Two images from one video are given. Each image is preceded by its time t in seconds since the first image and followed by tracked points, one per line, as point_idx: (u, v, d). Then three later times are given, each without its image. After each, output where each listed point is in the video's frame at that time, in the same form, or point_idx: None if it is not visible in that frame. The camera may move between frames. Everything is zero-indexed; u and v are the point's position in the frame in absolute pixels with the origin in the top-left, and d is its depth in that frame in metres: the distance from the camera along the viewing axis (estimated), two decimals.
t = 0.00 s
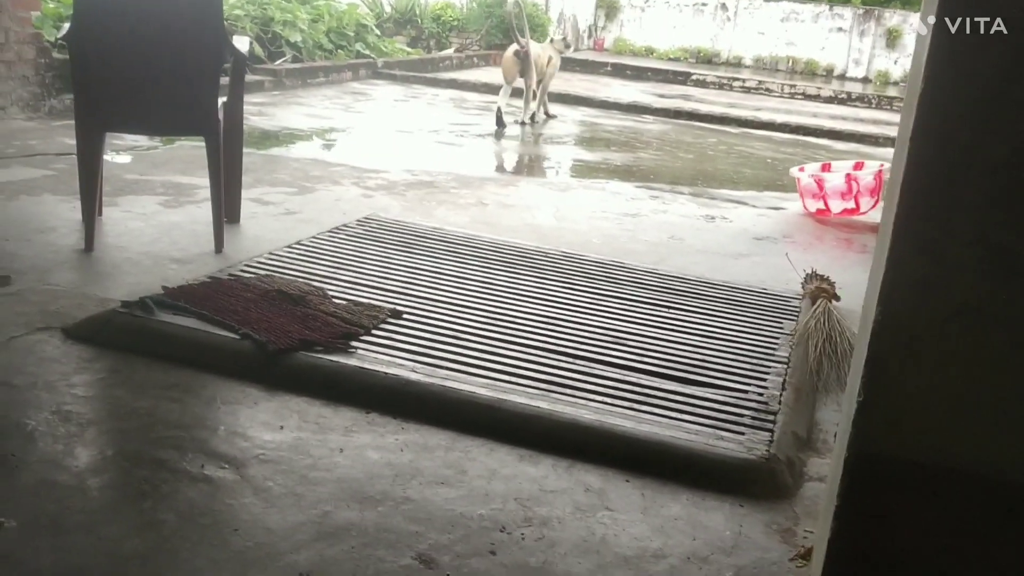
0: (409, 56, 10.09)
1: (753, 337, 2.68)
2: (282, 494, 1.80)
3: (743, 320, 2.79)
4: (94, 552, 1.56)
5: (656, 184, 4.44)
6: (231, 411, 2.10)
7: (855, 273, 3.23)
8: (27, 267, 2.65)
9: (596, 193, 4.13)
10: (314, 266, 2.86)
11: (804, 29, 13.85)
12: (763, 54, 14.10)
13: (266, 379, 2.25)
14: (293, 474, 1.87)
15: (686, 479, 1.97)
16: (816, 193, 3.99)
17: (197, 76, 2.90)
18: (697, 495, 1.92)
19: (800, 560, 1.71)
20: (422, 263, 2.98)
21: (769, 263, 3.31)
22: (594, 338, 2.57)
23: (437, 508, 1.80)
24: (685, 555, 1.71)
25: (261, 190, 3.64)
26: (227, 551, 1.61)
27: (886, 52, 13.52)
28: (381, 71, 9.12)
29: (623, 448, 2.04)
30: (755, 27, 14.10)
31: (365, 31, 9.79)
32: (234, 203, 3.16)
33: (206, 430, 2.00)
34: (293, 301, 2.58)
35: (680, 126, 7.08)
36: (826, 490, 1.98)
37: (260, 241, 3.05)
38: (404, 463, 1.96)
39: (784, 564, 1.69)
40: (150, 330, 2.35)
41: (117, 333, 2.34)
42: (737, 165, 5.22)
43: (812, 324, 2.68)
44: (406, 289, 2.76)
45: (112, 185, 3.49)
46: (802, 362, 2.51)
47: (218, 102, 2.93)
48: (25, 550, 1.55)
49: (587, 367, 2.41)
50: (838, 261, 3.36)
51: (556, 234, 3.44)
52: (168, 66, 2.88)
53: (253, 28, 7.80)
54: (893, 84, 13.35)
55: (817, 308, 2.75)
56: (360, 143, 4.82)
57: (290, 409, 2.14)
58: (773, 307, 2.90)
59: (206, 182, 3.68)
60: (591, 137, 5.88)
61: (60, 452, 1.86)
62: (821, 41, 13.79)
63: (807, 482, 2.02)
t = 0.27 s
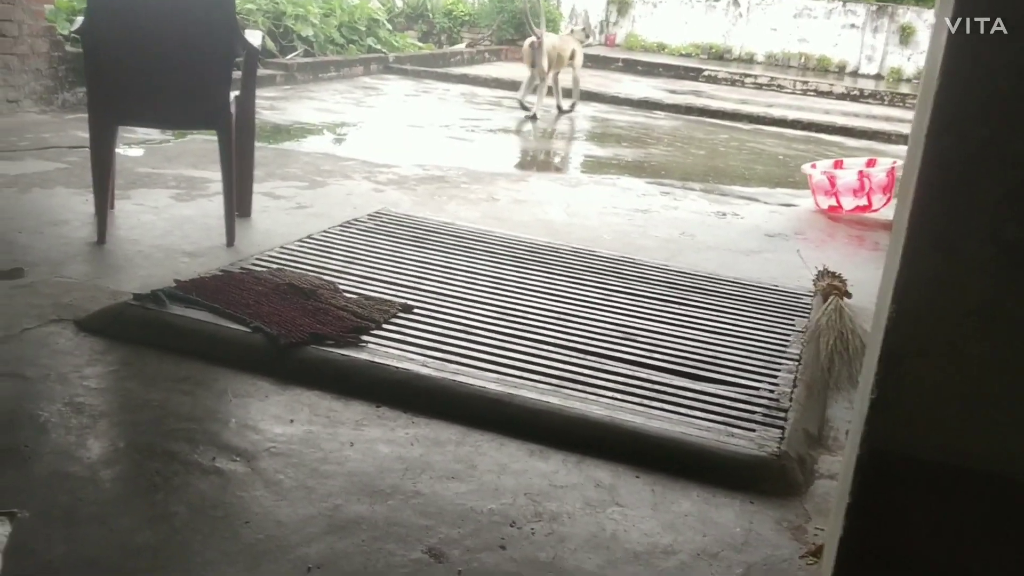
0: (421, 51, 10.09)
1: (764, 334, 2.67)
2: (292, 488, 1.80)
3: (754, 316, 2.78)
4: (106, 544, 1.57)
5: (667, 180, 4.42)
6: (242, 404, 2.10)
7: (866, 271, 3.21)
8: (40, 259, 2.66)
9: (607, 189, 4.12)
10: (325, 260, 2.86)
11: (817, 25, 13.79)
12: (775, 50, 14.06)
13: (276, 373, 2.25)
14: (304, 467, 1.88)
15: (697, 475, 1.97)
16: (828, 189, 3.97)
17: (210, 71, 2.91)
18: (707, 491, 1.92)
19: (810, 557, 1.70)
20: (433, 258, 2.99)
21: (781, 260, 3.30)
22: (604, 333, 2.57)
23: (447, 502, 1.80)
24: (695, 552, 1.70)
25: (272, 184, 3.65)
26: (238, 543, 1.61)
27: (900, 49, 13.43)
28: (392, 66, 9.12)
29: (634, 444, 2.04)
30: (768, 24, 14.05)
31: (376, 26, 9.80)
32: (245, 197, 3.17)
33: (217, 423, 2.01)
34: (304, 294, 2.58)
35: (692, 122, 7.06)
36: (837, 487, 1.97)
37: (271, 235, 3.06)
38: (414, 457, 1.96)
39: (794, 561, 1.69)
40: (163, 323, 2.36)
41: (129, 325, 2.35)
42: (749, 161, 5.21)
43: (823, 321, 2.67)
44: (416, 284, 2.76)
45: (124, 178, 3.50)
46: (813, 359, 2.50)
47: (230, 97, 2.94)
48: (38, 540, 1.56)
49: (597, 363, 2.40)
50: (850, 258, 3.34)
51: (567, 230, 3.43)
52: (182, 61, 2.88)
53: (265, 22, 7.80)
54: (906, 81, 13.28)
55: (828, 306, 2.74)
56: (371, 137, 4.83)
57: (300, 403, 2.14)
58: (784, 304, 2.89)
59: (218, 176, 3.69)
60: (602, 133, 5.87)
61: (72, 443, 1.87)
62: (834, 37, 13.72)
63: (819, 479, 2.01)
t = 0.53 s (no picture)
0: (435, 46, 10.08)
1: (780, 333, 2.65)
2: (308, 483, 1.80)
3: (770, 315, 2.77)
4: (122, 537, 1.57)
5: (682, 177, 4.40)
6: (257, 399, 2.10)
7: (883, 270, 3.19)
8: (57, 252, 2.67)
9: (622, 186, 4.11)
10: (339, 256, 2.86)
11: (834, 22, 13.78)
12: (791, 47, 14.03)
13: (291, 368, 2.25)
14: (319, 463, 1.87)
15: (712, 475, 1.96)
16: (845, 188, 3.95)
17: (227, 65, 2.90)
18: (722, 491, 1.91)
19: (826, 559, 1.69)
20: (447, 254, 2.98)
21: (796, 259, 3.28)
22: (619, 331, 2.56)
23: (462, 499, 1.80)
24: (710, 552, 1.69)
25: (287, 178, 3.65)
26: (253, 538, 1.61)
27: (917, 46, 13.34)
28: (407, 61, 9.12)
29: (649, 443, 2.03)
30: (784, 20, 14.00)
31: (391, 21, 9.79)
32: (261, 191, 3.17)
33: (232, 418, 2.01)
34: (319, 290, 2.57)
35: (707, 119, 7.04)
36: (854, 488, 1.95)
37: (286, 230, 3.06)
38: (429, 453, 1.95)
39: (810, 562, 1.68)
40: (178, 317, 2.36)
41: (145, 318, 2.35)
42: (764, 159, 5.18)
43: (839, 321, 2.65)
44: (430, 280, 2.75)
45: (140, 172, 3.50)
46: (829, 359, 2.49)
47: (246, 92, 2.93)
48: (53, 532, 1.56)
49: (612, 361, 2.39)
50: (866, 257, 3.32)
51: (582, 227, 3.42)
52: (198, 55, 2.88)
53: (281, 17, 7.78)
54: (922, 79, 13.20)
55: (845, 305, 2.72)
56: (386, 133, 4.82)
57: (315, 398, 2.14)
58: (800, 303, 2.87)
59: (233, 170, 3.69)
60: (617, 129, 5.85)
61: (89, 436, 1.87)
62: (850, 34, 13.68)
63: (835, 480, 2.00)
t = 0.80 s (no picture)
0: (448, 43, 10.08)
1: (792, 332, 2.63)
2: (316, 478, 1.80)
3: (781, 314, 2.75)
4: (130, 531, 1.57)
5: (694, 175, 4.38)
6: (266, 394, 2.10)
7: (896, 269, 3.17)
8: (69, 246, 2.68)
9: (633, 183, 4.10)
10: (351, 251, 2.86)
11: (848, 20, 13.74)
12: (804, 45, 14.00)
13: (301, 363, 2.25)
14: (328, 458, 1.87)
15: (722, 473, 1.94)
16: (858, 186, 3.93)
17: (239, 61, 2.90)
18: (732, 490, 1.90)
19: (837, 558, 1.67)
20: (458, 251, 2.97)
21: (808, 257, 3.26)
22: (629, 328, 2.55)
23: (471, 496, 1.79)
24: (720, 551, 1.68)
25: (298, 174, 3.65)
26: (261, 533, 1.60)
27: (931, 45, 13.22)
28: (419, 58, 9.13)
29: (660, 441, 2.02)
30: (797, 18, 13.96)
31: (403, 17, 9.81)
32: (272, 187, 3.17)
33: (242, 412, 2.01)
34: (330, 285, 2.57)
35: (719, 116, 7.02)
36: (865, 488, 1.94)
37: (297, 225, 3.06)
38: (438, 450, 1.95)
39: (821, 563, 1.66)
40: (189, 311, 2.36)
41: (156, 313, 2.35)
42: (776, 157, 5.16)
43: (852, 320, 2.64)
44: (441, 276, 2.75)
45: (152, 167, 3.51)
46: (841, 358, 2.47)
47: (257, 88, 2.93)
48: (63, 525, 1.56)
49: (622, 358, 2.38)
50: (879, 257, 3.30)
51: (593, 224, 3.41)
52: (209, 49, 2.88)
53: (293, 13, 7.81)
54: (937, 77, 13.09)
55: (858, 304, 2.70)
56: (397, 129, 4.82)
57: (325, 393, 2.14)
58: (812, 302, 2.85)
59: (245, 166, 3.70)
60: (629, 126, 5.84)
61: (99, 430, 1.87)
62: (864, 33, 13.64)
63: (846, 480, 1.98)
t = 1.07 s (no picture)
0: (457, 41, 10.09)
1: (801, 331, 2.63)
2: (324, 475, 1.80)
3: (790, 313, 2.74)
4: (139, 525, 1.58)
5: (703, 174, 4.37)
6: (275, 390, 2.11)
7: (906, 269, 3.15)
8: (79, 242, 2.69)
9: (642, 182, 4.09)
10: (359, 249, 2.86)
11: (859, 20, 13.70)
12: (815, 44, 13.98)
13: (310, 359, 2.25)
14: (335, 454, 1.87)
15: (730, 472, 1.94)
16: (867, 186, 3.91)
17: (249, 58, 2.91)
18: (740, 489, 1.89)
19: (845, 558, 1.67)
20: (467, 249, 2.97)
21: (818, 257, 3.25)
22: (637, 327, 2.55)
23: (478, 493, 1.79)
24: (727, 550, 1.68)
25: (307, 171, 3.66)
26: (269, 529, 1.61)
27: (943, 45, 13.15)
28: (428, 56, 9.14)
29: (668, 439, 2.01)
30: (808, 17, 13.93)
31: (413, 15, 9.81)
32: (281, 184, 3.18)
33: (250, 408, 2.01)
34: (338, 282, 2.58)
35: (729, 115, 7.00)
36: (874, 488, 1.93)
37: (306, 222, 3.07)
38: (446, 447, 1.95)
39: (829, 562, 1.65)
40: (198, 308, 2.37)
41: (165, 309, 2.36)
42: (786, 156, 5.14)
43: (861, 319, 2.63)
44: (449, 274, 2.75)
45: (162, 164, 3.52)
46: (850, 358, 2.46)
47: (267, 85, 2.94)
48: (72, 519, 1.57)
49: (630, 356, 2.38)
50: (889, 256, 3.28)
51: (601, 222, 3.41)
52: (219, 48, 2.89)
53: (303, 11, 7.83)
54: (948, 77, 12.99)
55: (867, 303, 2.69)
56: (406, 126, 4.83)
57: (333, 390, 2.14)
58: (821, 301, 2.84)
59: (254, 163, 3.71)
60: (638, 125, 5.83)
61: (108, 425, 1.88)
62: (875, 32, 13.59)
63: (855, 480, 1.97)
